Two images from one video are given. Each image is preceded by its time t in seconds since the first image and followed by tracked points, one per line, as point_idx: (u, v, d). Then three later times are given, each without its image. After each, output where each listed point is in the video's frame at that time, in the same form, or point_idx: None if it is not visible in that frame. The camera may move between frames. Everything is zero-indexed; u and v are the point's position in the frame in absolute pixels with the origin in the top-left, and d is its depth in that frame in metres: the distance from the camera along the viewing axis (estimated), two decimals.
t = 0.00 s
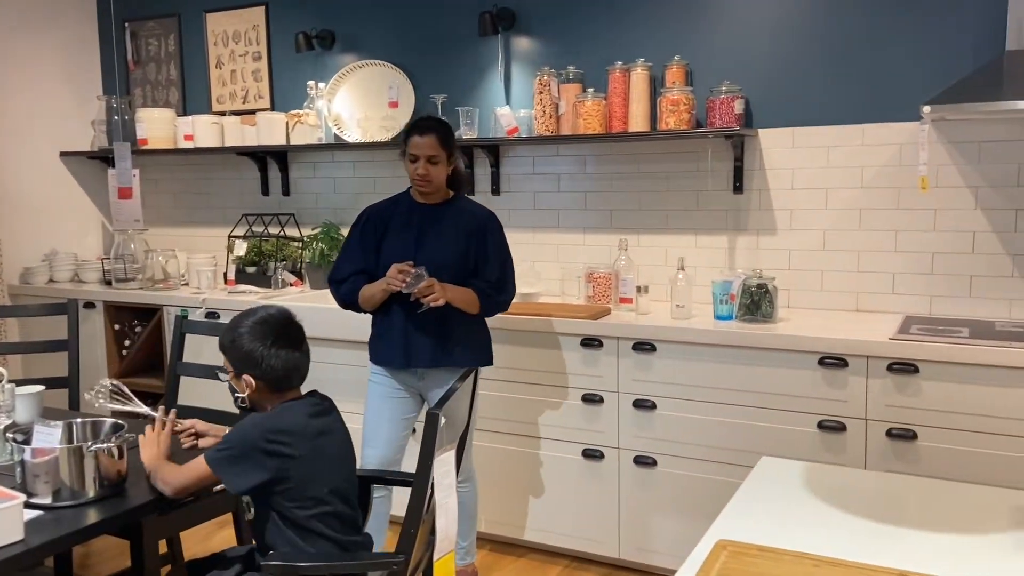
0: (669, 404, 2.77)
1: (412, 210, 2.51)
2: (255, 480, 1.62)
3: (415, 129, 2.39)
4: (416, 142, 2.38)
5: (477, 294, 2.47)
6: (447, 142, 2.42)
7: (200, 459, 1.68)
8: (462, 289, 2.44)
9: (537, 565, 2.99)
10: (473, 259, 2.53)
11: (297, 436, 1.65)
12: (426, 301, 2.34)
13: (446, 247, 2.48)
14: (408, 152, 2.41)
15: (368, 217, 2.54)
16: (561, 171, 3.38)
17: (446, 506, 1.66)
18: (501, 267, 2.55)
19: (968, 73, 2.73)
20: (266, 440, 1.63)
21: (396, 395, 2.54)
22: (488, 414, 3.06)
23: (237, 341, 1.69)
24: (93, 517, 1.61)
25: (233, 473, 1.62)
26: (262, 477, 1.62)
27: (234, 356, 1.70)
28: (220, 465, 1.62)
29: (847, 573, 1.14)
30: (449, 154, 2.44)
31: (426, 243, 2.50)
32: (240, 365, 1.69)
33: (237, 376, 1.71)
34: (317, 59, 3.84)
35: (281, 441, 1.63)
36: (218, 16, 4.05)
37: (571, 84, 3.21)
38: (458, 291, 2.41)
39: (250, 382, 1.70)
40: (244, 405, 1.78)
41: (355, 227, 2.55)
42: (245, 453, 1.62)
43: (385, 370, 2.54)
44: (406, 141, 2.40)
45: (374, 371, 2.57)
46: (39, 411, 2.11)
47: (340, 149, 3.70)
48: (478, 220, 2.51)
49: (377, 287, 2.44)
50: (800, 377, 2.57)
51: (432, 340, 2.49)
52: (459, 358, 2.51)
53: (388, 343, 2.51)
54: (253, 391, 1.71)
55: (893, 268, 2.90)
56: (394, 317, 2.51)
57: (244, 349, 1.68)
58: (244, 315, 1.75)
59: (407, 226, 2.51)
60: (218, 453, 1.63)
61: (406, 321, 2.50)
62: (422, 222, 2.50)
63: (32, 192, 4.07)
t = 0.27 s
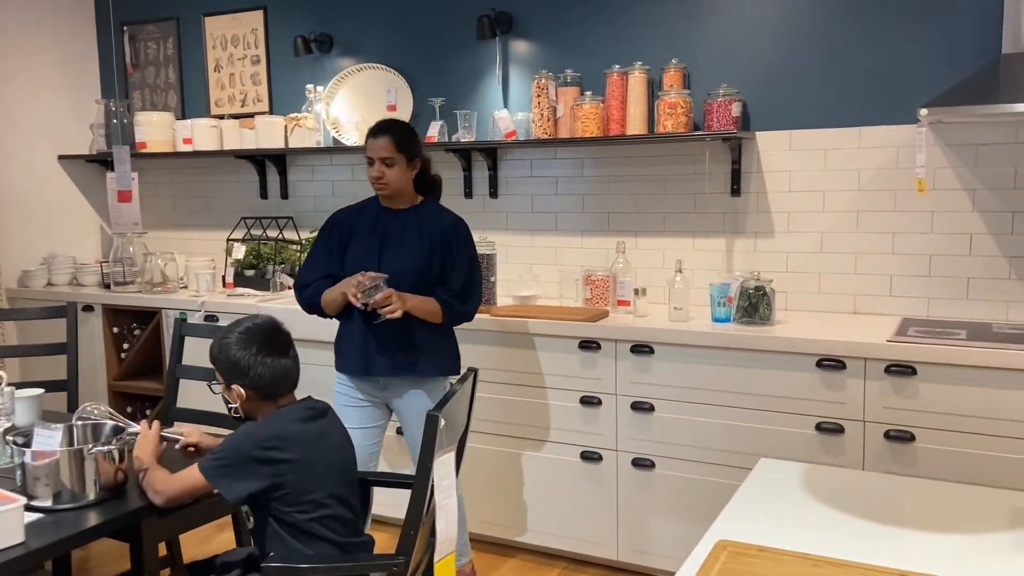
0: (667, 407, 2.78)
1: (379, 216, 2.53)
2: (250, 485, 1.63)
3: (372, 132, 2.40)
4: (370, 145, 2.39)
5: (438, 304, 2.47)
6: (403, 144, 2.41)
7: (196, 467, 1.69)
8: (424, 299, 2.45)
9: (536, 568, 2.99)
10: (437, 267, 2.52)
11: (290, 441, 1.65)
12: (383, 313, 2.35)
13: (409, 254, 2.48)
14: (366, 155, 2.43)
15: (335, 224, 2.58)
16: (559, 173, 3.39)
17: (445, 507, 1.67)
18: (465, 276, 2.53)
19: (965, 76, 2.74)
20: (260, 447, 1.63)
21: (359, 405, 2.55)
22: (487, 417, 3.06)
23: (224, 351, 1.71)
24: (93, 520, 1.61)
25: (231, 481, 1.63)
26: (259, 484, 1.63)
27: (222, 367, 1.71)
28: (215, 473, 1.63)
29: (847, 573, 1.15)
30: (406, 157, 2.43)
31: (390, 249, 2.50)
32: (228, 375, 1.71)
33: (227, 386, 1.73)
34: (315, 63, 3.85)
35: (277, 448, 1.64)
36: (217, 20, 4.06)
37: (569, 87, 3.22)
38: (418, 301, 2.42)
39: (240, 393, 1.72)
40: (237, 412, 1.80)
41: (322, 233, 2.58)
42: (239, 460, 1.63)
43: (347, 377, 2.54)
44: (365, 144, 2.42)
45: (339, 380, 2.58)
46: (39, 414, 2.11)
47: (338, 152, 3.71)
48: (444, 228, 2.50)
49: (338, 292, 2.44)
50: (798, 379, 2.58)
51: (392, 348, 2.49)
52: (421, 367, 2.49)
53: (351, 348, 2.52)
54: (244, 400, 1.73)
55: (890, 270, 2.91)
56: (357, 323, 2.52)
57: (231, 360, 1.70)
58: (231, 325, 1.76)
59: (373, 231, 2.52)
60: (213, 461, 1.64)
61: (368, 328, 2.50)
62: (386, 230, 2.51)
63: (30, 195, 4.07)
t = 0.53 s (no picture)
0: (675, 408, 2.78)
1: (349, 217, 2.54)
2: (265, 488, 1.64)
3: (336, 131, 2.43)
4: (334, 144, 2.41)
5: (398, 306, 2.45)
6: (368, 142, 2.42)
7: (209, 470, 1.69)
8: (386, 303, 2.44)
9: (544, 569, 2.99)
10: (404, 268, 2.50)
11: (303, 444, 1.66)
12: (329, 322, 2.37)
13: (375, 254, 2.48)
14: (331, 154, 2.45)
15: (306, 224, 2.59)
16: (566, 176, 3.40)
17: (455, 507, 1.68)
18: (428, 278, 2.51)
19: (974, 77, 2.74)
20: (275, 450, 1.64)
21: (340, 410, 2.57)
22: (495, 419, 3.07)
23: (231, 363, 1.72)
24: (106, 520, 1.63)
25: (246, 486, 1.64)
26: (275, 487, 1.64)
27: (230, 379, 1.73)
28: (230, 476, 1.64)
29: (856, 569, 1.16)
30: (372, 155, 2.44)
31: (357, 249, 2.50)
32: (237, 387, 1.73)
33: (236, 399, 1.74)
34: (324, 67, 3.87)
35: (290, 451, 1.65)
36: (227, 25, 4.08)
37: (576, 90, 3.22)
38: (376, 305, 2.41)
39: (250, 404, 1.73)
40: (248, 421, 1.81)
41: (293, 233, 2.60)
42: (254, 463, 1.64)
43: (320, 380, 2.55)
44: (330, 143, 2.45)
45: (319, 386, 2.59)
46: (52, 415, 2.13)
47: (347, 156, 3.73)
48: (412, 228, 2.49)
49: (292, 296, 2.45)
50: (806, 380, 2.58)
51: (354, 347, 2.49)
52: (380, 371, 2.46)
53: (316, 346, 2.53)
54: (254, 411, 1.74)
55: (899, 272, 2.90)
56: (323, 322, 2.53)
57: (239, 372, 1.71)
58: (236, 336, 1.78)
59: (342, 231, 2.53)
60: (228, 464, 1.65)
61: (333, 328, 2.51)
62: (354, 230, 2.52)
63: (42, 199, 4.10)
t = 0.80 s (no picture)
0: (684, 412, 2.78)
1: (325, 224, 2.49)
2: (277, 492, 1.64)
3: (303, 135, 2.39)
4: (301, 148, 2.38)
5: (394, 312, 2.41)
6: (335, 145, 2.38)
7: (220, 474, 1.69)
8: (381, 314, 2.39)
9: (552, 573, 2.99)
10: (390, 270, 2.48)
11: (314, 447, 1.67)
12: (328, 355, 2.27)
13: (359, 259, 2.43)
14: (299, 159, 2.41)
15: (276, 235, 2.52)
16: (573, 180, 3.41)
17: (465, 510, 1.68)
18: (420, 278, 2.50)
19: (982, 80, 2.74)
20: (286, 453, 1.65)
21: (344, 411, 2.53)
22: (503, 423, 3.07)
23: (241, 368, 1.73)
24: (119, 522, 1.63)
25: (258, 489, 1.64)
26: (287, 490, 1.65)
27: (240, 385, 1.74)
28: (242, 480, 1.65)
29: (870, 568, 1.15)
30: (340, 158, 2.39)
31: (339, 256, 2.45)
32: (247, 392, 1.73)
33: (247, 403, 1.75)
34: (331, 73, 3.89)
35: (302, 454, 1.66)
36: (235, 32, 4.11)
37: (583, 95, 3.23)
38: (372, 321, 2.35)
39: (260, 409, 1.74)
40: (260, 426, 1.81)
41: (263, 246, 2.53)
42: (265, 467, 1.64)
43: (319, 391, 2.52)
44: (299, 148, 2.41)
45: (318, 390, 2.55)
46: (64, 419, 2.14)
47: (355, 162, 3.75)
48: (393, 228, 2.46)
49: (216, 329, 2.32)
50: (815, 384, 2.57)
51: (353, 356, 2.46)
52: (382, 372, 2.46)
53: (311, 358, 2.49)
54: (265, 416, 1.75)
55: (908, 275, 2.90)
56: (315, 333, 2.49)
57: (248, 377, 1.72)
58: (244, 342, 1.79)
59: (319, 239, 2.47)
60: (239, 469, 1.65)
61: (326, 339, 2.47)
62: (332, 236, 2.47)
63: (52, 205, 4.13)
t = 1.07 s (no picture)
0: (685, 416, 2.79)
1: (304, 237, 2.41)
2: (283, 494, 1.66)
3: (275, 149, 2.29)
4: (273, 163, 2.28)
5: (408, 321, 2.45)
6: (309, 158, 2.29)
7: (228, 477, 1.70)
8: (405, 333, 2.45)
9: None
10: (381, 273, 2.44)
11: (319, 450, 1.68)
12: (394, 404, 2.29)
13: (347, 266, 2.38)
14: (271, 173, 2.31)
15: (255, 256, 2.45)
16: (574, 186, 3.43)
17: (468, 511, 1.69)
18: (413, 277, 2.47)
19: (980, 85, 2.76)
20: (292, 456, 1.67)
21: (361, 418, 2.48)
22: (505, 427, 3.09)
23: (246, 374, 1.75)
24: (126, 524, 1.65)
25: (265, 491, 1.66)
26: (294, 492, 1.67)
27: (245, 389, 1.75)
28: (248, 482, 1.67)
29: (872, 567, 1.17)
30: (314, 171, 2.30)
31: (325, 267, 2.39)
32: (253, 396, 1.75)
33: (253, 408, 1.77)
34: (334, 81, 3.92)
35: (308, 456, 1.67)
36: (238, 40, 4.14)
37: (583, 101, 3.26)
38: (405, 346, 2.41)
39: (266, 413, 1.75)
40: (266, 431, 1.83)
41: (241, 269, 2.46)
42: (272, 469, 1.66)
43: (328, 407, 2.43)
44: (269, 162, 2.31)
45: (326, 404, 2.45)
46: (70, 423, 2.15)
47: (357, 168, 3.77)
48: (377, 230, 2.42)
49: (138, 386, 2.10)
50: (816, 387, 2.59)
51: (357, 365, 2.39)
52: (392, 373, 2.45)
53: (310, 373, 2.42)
54: (271, 420, 1.77)
55: (907, 279, 2.92)
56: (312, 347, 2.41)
57: (254, 381, 1.74)
58: (249, 348, 1.80)
59: (302, 252, 2.41)
60: (246, 472, 1.67)
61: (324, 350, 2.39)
62: (314, 247, 2.40)
63: (57, 212, 4.15)
